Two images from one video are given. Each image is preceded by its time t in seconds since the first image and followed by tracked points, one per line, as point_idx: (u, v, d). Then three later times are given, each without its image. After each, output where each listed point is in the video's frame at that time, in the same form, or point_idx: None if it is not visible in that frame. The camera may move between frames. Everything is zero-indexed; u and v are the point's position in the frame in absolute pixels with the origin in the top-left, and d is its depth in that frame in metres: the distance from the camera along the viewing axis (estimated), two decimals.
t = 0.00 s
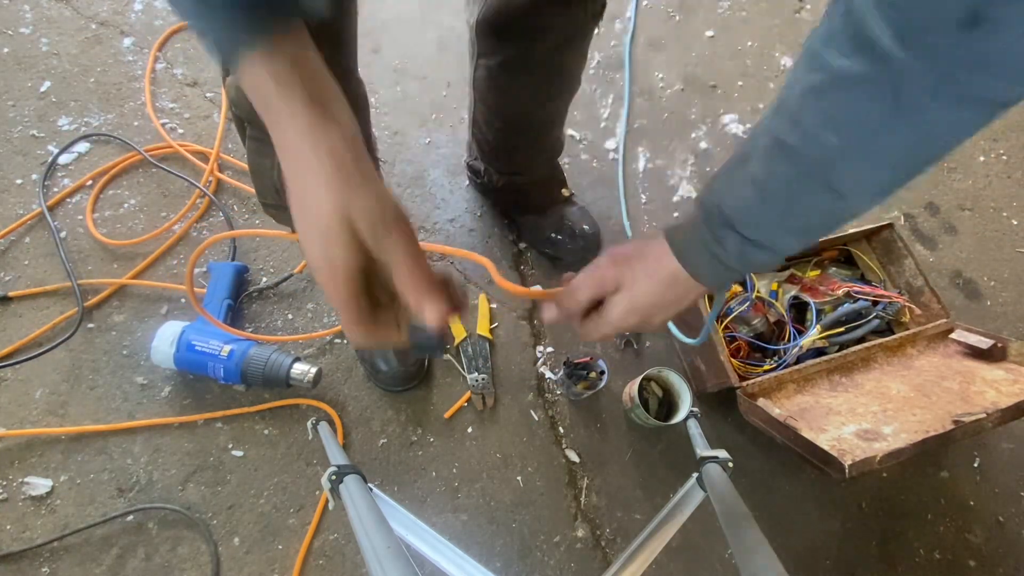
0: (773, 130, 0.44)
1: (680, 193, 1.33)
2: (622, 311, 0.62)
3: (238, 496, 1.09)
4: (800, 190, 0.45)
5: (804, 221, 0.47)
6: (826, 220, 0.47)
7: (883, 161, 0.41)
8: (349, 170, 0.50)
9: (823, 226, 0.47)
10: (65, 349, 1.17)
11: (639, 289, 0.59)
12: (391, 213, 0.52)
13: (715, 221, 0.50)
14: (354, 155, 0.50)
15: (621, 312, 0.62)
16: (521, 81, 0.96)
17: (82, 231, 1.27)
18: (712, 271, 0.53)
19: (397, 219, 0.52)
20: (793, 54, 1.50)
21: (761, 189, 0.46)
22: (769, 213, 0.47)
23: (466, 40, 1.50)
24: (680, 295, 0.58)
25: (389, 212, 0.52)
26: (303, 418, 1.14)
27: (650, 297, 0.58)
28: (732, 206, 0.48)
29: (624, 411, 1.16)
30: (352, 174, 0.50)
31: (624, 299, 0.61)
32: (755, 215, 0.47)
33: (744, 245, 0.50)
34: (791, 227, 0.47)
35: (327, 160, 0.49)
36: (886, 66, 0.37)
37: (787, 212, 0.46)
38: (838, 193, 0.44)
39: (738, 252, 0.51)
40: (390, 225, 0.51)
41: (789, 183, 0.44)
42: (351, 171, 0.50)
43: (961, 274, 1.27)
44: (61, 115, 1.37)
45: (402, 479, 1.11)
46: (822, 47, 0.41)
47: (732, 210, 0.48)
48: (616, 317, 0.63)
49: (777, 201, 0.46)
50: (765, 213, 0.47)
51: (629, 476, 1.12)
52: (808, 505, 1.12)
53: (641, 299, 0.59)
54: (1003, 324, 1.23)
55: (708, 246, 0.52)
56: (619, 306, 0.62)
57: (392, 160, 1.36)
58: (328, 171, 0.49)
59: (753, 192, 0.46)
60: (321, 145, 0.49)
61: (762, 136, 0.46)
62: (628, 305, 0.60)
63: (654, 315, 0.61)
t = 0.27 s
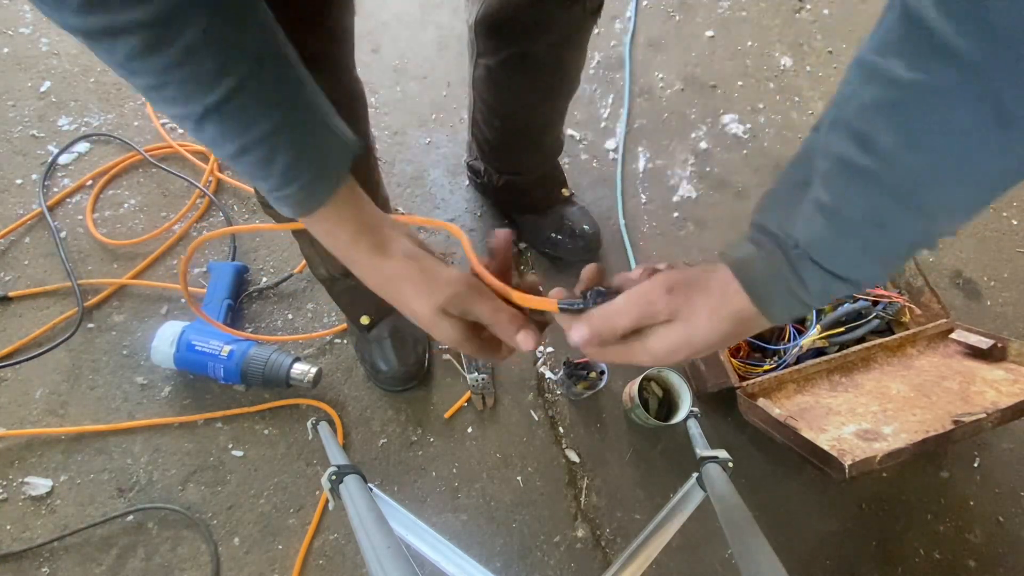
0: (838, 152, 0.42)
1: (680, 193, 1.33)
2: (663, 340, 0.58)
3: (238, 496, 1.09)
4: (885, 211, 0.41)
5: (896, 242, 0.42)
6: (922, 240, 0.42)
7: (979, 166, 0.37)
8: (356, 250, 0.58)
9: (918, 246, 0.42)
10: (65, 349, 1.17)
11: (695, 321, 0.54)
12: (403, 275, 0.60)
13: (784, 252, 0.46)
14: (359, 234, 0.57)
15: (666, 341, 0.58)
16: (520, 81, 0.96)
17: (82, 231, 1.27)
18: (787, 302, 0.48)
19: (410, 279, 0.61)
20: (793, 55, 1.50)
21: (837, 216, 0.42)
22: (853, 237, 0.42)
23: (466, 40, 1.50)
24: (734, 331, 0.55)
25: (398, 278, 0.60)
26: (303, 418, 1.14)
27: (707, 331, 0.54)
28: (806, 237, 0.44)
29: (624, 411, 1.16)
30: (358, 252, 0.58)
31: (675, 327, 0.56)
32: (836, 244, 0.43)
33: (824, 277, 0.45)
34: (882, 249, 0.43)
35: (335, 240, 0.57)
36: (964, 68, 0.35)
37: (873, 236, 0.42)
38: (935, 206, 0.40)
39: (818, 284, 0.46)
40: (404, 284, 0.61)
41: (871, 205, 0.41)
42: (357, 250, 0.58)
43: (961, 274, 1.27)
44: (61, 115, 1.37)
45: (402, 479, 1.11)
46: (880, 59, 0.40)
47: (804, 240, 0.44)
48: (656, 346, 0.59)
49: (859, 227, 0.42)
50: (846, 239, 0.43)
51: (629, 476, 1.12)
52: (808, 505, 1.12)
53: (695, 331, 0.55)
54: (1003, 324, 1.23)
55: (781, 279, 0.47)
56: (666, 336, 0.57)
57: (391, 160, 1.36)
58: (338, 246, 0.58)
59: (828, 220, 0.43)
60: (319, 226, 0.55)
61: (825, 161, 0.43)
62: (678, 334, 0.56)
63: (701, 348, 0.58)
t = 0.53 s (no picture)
0: (879, 126, 0.42)
1: (680, 193, 1.33)
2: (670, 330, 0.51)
3: (238, 496, 1.09)
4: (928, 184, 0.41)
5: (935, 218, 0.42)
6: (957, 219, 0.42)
7: None
8: (280, 237, 0.53)
9: (950, 227, 0.43)
10: (65, 349, 1.17)
11: (707, 296, 0.49)
12: (335, 269, 0.53)
13: (816, 229, 0.45)
14: (278, 217, 0.52)
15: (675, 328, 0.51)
16: (520, 80, 0.96)
17: (82, 231, 1.27)
18: (823, 286, 0.46)
19: (341, 270, 0.53)
20: (793, 54, 1.50)
21: (878, 185, 0.42)
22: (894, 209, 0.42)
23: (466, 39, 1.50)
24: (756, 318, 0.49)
25: (331, 272, 0.53)
26: (303, 418, 1.14)
27: (724, 309, 0.48)
28: (843, 210, 0.43)
29: (624, 411, 1.16)
30: (281, 241, 0.53)
31: (684, 307, 0.50)
32: (876, 216, 0.43)
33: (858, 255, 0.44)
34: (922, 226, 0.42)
35: (255, 231, 0.52)
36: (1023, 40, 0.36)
37: (914, 209, 0.42)
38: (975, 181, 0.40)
39: (853, 262, 0.45)
40: (338, 282, 0.54)
41: (915, 175, 0.41)
42: (279, 240, 0.53)
43: (961, 274, 1.27)
44: (61, 115, 1.37)
45: (402, 479, 1.11)
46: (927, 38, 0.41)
47: (841, 214, 0.44)
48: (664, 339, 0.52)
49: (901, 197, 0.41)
50: (887, 211, 0.42)
51: (629, 476, 1.12)
52: (808, 505, 1.12)
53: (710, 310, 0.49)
54: (1003, 324, 1.23)
55: (814, 257, 0.45)
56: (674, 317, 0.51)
57: (391, 160, 1.36)
58: (264, 240, 0.53)
59: (867, 190, 0.42)
60: (234, 210, 0.51)
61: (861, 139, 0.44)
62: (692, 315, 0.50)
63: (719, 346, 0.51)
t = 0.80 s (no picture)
0: (862, 99, 0.43)
1: (680, 193, 1.33)
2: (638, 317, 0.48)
3: (238, 496, 1.09)
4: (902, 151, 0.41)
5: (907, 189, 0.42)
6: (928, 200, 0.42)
7: (987, 126, 0.40)
8: (263, 207, 0.47)
9: (914, 208, 0.42)
10: (65, 349, 1.17)
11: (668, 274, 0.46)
12: (324, 250, 0.47)
13: (785, 191, 0.44)
14: (262, 184, 0.46)
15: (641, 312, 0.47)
16: (520, 80, 0.96)
17: (82, 231, 1.27)
18: (799, 264, 0.44)
19: (332, 249, 0.47)
20: (793, 54, 1.50)
21: (852, 149, 0.42)
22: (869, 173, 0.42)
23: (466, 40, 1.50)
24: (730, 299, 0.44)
25: (319, 251, 0.47)
26: (303, 418, 1.14)
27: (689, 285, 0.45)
28: (817, 172, 0.43)
29: (624, 411, 1.16)
30: (264, 210, 0.47)
31: (647, 289, 0.47)
32: (848, 177, 0.42)
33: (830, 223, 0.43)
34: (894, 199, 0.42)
35: (232, 199, 0.47)
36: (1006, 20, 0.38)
37: (887, 174, 0.41)
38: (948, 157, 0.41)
39: (826, 231, 0.43)
40: (326, 265, 0.47)
41: (891, 142, 0.41)
42: (261, 209, 0.47)
43: (961, 274, 1.27)
44: (61, 115, 1.37)
45: (402, 479, 1.11)
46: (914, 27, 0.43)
47: (813, 176, 0.43)
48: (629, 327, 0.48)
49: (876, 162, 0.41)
50: (861, 175, 0.42)
51: (629, 476, 1.12)
52: (808, 505, 1.12)
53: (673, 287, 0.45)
54: (1003, 324, 1.23)
55: (787, 223, 0.44)
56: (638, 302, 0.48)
57: (391, 160, 1.36)
58: (241, 209, 0.47)
59: (844, 153, 0.42)
60: (208, 172, 0.46)
61: (847, 115, 0.44)
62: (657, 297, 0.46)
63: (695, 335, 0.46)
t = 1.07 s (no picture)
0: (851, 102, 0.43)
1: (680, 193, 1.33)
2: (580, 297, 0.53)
3: (238, 496, 1.09)
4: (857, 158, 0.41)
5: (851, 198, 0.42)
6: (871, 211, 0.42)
7: (950, 151, 0.38)
8: (239, 188, 0.43)
9: (863, 220, 0.42)
10: (65, 349, 1.17)
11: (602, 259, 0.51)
12: (309, 244, 0.44)
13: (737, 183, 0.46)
14: (241, 165, 0.43)
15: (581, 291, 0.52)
16: (519, 80, 0.96)
17: (82, 231, 1.27)
18: (732, 258, 0.46)
19: (321, 242, 0.44)
20: (793, 54, 1.50)
21: (814, 147, 0.43)
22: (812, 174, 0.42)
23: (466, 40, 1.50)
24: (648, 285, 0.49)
25: (305, 243, 0.44)
26: (303, 418, 1.14)
27: (615, 269, 0.49)
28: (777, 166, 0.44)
29: (624, 411, 1.16)
30: (240, 193, 0.43)
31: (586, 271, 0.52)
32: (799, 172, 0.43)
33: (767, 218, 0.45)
34: (835, 207, 0.42)
35: (202, 175, 0.43)
36: (984, 40, 0.37)
37: (833, 177, 0.42)
38: (896, 176, 0.40)
39: (758, 224, 0.45)
40: (315, 260, 0.44)
41: (851, 147, 0.41)
42: (237, 188, 0.43)
43: (961, 274, 1.27)
44: (61, 115, 1.37)
45: (402, 479, 1.11)
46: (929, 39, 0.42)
47: (765, 171, 0.45)
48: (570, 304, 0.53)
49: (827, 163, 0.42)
50: (807, 175, 0.43)
51: (629, 476, 1.12)
52: (808, 505, 1.12)
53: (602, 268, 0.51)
54: (1003, 324, 1.23)
55: (731, 214, 0.46)
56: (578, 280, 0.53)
57: (391, 160, 1.36)
58: (213, 190, 0.43)
59: (807, 152, 0.43)
60: (174, 140, 0.42)
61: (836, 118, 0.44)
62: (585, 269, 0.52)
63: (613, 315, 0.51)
